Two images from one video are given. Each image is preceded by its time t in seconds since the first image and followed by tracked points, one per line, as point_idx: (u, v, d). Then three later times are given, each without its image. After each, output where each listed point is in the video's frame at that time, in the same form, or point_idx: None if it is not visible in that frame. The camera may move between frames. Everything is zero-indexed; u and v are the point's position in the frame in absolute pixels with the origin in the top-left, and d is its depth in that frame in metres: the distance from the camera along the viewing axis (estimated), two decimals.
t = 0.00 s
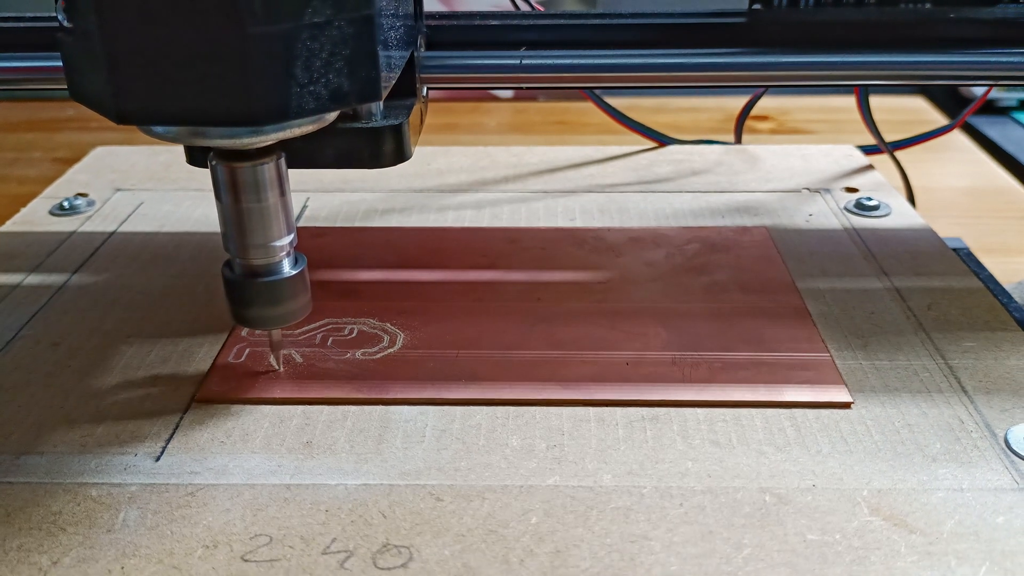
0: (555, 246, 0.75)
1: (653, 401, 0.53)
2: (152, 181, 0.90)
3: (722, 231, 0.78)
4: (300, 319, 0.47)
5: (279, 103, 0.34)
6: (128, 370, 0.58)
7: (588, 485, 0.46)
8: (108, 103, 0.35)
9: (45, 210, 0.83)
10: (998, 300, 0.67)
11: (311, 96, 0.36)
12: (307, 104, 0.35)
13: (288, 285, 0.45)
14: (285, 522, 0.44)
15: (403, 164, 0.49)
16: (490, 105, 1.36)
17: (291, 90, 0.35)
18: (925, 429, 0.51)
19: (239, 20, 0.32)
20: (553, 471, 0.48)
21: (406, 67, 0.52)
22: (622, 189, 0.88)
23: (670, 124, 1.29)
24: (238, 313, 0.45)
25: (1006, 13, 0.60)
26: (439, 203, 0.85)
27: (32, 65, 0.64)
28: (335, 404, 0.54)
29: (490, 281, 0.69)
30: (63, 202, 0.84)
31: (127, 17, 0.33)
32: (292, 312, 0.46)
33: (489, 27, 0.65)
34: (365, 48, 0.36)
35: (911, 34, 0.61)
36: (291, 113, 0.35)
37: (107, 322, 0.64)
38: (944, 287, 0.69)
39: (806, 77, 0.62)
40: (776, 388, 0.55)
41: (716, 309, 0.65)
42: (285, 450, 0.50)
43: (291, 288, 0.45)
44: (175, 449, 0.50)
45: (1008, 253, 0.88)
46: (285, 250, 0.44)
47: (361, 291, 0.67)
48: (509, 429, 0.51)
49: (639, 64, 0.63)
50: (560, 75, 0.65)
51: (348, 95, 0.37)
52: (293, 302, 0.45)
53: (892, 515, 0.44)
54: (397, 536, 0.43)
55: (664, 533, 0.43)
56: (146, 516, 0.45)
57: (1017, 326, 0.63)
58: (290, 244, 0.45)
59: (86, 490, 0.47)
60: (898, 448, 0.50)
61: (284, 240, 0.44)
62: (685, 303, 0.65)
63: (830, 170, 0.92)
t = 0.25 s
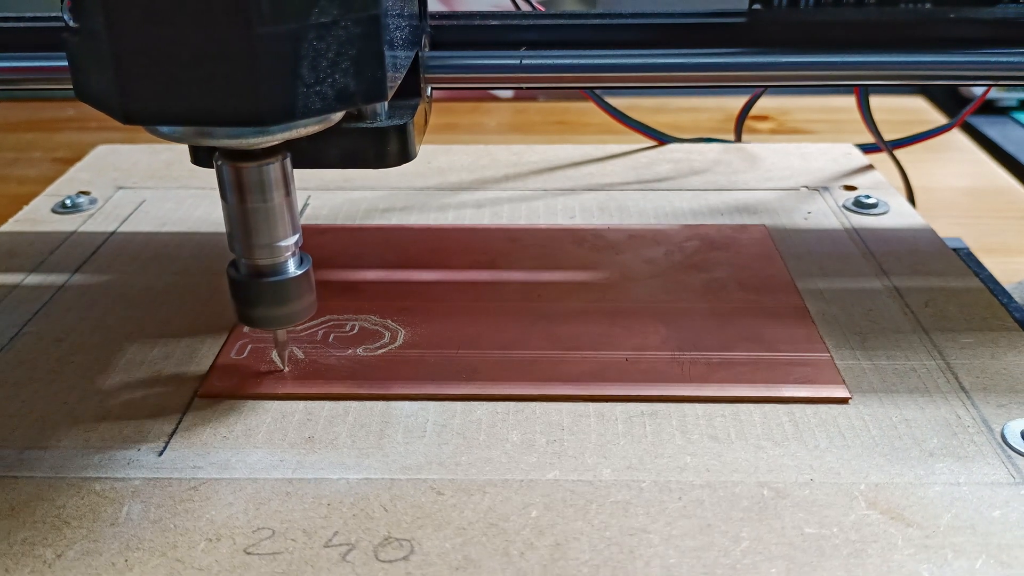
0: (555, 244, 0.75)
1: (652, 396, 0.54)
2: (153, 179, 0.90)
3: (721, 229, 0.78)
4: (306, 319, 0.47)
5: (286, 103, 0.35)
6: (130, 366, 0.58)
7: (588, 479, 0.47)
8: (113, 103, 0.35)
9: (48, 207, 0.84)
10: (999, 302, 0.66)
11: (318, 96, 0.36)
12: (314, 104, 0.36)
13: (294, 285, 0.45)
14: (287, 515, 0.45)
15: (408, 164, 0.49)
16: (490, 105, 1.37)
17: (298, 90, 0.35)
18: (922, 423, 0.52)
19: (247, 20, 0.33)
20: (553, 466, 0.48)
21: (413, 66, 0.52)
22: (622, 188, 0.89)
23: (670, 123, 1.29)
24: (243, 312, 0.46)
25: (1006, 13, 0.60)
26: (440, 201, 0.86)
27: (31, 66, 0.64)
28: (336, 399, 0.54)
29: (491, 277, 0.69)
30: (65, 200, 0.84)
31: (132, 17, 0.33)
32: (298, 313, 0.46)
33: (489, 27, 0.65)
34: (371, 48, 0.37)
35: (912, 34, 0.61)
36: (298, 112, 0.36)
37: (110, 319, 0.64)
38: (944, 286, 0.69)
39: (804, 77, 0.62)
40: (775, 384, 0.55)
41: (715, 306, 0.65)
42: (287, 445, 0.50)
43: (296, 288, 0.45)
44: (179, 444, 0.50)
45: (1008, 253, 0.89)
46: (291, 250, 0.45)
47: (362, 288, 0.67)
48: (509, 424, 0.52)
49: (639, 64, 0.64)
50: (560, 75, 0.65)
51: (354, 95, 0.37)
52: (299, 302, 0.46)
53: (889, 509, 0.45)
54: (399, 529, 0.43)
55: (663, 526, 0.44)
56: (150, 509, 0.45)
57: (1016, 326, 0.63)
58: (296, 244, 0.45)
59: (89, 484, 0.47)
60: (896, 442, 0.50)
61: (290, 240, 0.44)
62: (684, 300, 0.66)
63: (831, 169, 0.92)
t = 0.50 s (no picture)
0: (555, 242, 0.76)
1: (651, 392, 0.54)
2: (155, 177, 0.91)
3: (720, 226, 0.79)
4: (310, 319, 0.48)
5: (292, 103, 0.35)
6: (133, 362, 0.59)
7: (587, 473, 0.47)
8: (120, 103, 0.36)
9: (50, 205, 0.84)
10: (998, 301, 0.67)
11: (324, 96, 0.36)
12: (320, 104, 0.36)
13: (299, 284, 0.45)
14: (289, 509, 0.45)
15: (413, 163, 0.49)
16: (490, 105, 1.37)
17: (304, 90, 0.35)
18: (919, 419, 0.52)
19: (252, 20, 0.33)
20: (553, 461, 0.48)
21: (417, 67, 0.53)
22: (622, 186, 0.89)
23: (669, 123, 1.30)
24: (248, 312, 0.46)
25: (1006, 13, 0.59)
26: (441, 200, 0.86)
27: (33, 65, 0.65)
28: (337, 395, 0.55)
29: (492, 274, 0.70)
30: (67, 198, 0.85)
31: (138, 17, 0.33)
32: (303, 313, 0.47)
33: (489, 27, 0.66)
34: (377, 48, 0.37)
35: (911, 34, 0.61)
36: (304, 112, 0.36)
37: (113, 316, 0.64)
38: (944, 285, 0.69)
39: (802, 77, 0.62)
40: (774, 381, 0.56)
41: (715, 303, 0.66)
42: (289, 440, 0.51)
43: (301, 289, 0.46)
44: (181, 439, 0.51)
45: (1008, 253, 0.89)
46: (295, 250, 0.45)
47: (362, 286, 0.68)
48: (509, 420, 0.52)
49: (638, 64, 0.64)
50: (560, 75, 0.65)
51: (360, 95, 0.38)
52: (303, 301, 0.46)
53: (886, 503, 0.45)
54: (400, 523, 0.44)
55: (662, 520, 0.44)
56: (153, 503, 0.46)
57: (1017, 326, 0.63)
58: (300, 244, 0.45)
59: (93, 479, 0.48)
60: (893, 437, 0.51)
61: (295, 240, 0.45)
62: (683, 297, 0.66)
63: (831, 169, 0.93)
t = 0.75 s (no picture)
0: (555, 240, 0.76)
1: (651, 387, 0.55)
2: (156, 175, 0.91)
3: (719, 224, 0.80)
4: (315, 319, 0.48)
5: (300, 103, 0.36)
6: (135, 359, 0.59)
7: (587, 468, 0.48)
8: (126, 103, 0.36)
9: (52, 203, 0.84)
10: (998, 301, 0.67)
11: (330, 96, 0.37)
12: (326, 104, 0.37)
13: (304, 284, 0.46)
14: (291, 503, 0.45)
15: (417, 164, 0.50)
16: (490, 105, 1.38)
17: (310, 90, 0.36)
18: (916, 414, 0.53)
19: (260, 21, 0.33)
20: (553, 455, 0.49)
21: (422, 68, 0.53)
22: (621, 185, 0.89)
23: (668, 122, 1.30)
24: (252, 312, 0.46)
25: (1006, 14, 0.60)
26: (441, 198, 0.86)
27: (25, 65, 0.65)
28: (338, 389, 0.55)
29: (494, 271, 0.71)
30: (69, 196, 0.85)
31: (145, 17, 0.34)
32: (308, 313, 0.47)
33: (490, 27, 0.66)
34: (383, 48, 0.38)
35: (911, 34, 0.61)
36: (311, 112, 0.36)
37: (116, 313, 0.65)
38: (943, 284, 0.69)
39: (802, 76, 0.63)
40: (773, 377, 0.56)
41: (714, 301, 0.66)
42: (291, 435, 0.51)
43: (306, 289, 0.46)
44: (184, 434, 0.51)
45: (1007, 253, 0.89)
46: (301, 250, 0.45)
47: (363, 283, 0.68)
48: (510, 415, 0.53)
49: (639, 64, 0.64)
50: (560, 75, 0.66)
51: (366, 95, 0.38)
52: (308, 301, 0.47)
53: (884, 497, 0.46)
54: (402, 516, 0.44)
55: (662, 513, 0.44)
56: (156, 498, 0.46)
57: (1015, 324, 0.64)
58: (306, 244, 0.46)
59: (96, 473, 0.48)
60: (890, 432, 0.51)
61: (300, 240, 0.45)
62: (683, 294, 0.67)
63: (830, 169, 0.93)
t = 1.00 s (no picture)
0: (555, 238, 0.77)
1: (651, 382, 0.55)
2: (158, 173, 0.91)
3: (719, 223, 0.80)
4: (320, 319, 0.48)
5: (305, 103, 0.36)
6: (138, 355, 0.59)
7: (587, 462, 0.48)
8: (132, 103, 0.36)
9: (54, 201, 0.85)
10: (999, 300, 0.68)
11: (336, 96, 0.37)
12: (332, 104, 0.37)
13: (308, 284, 0.46)
14: (293, 497, 0.46)
15: (421, 164, 0.50)
16: (490, 105, 1.38)
17: (317, 90, 0.36)
18: (913, 410, 0.53)
19: (266, 20, 0.34)
20: (553, 450, 0.49)
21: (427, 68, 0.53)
22: (621, 184, 0.90)
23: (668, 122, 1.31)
24: (258, 311, 0.47)
25: (1006, 14, 0.60)
26: (442, 197, 0.87)
27: (25, 65, 0.65)
28: (339, 385, 0.55)
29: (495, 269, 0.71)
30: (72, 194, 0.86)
31: (152, 16, 0.34)
32: (313, 312, 0.47)
33: (489, 27, 0.66)
34: (389, 48, 0.38)
35: (911, 35, 0.61)
36: (317, 112, 0.37)
37: (118, 309, 0.65)
38: (942, 283, 0.70)
39: (801, 76, 0.63)
40: (772, 374, 0.56)
41: (714, 298, 0.66)
42: (293, 430, 0.51)
43: (310, 289, 0.47)
44: (187, 429, 0.52)
45: (1007, 253, 0.89)
46: (306, 250, 0.46)
47: (365, 281, 0.69)
48: (510, 410, 0.53)
49: (639, 65, 0.64)
50: (560, 75, 0.66)
51: (372, 95, 0.39)
52: (312, 301, 0.47)
53: (881, 491, 0.46)
54: (402, 510, 0.45)
55: (660, 507, 0.45)
56: (159, 492, 0.46)
57: (1014, 324, 0.64)
58: (311, 245, 0.46)
59: (100, 468, 0.48)
60: (888, 428, 0.51)
61: (305, 241, 0.45)
62: (682, 292, 0.67)
63: (830, 169, 0.93)
